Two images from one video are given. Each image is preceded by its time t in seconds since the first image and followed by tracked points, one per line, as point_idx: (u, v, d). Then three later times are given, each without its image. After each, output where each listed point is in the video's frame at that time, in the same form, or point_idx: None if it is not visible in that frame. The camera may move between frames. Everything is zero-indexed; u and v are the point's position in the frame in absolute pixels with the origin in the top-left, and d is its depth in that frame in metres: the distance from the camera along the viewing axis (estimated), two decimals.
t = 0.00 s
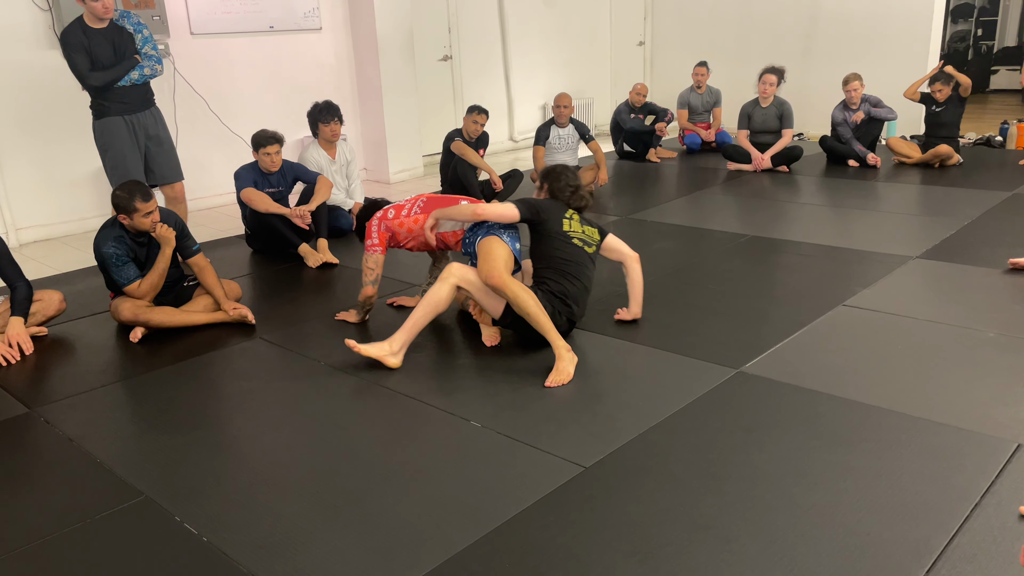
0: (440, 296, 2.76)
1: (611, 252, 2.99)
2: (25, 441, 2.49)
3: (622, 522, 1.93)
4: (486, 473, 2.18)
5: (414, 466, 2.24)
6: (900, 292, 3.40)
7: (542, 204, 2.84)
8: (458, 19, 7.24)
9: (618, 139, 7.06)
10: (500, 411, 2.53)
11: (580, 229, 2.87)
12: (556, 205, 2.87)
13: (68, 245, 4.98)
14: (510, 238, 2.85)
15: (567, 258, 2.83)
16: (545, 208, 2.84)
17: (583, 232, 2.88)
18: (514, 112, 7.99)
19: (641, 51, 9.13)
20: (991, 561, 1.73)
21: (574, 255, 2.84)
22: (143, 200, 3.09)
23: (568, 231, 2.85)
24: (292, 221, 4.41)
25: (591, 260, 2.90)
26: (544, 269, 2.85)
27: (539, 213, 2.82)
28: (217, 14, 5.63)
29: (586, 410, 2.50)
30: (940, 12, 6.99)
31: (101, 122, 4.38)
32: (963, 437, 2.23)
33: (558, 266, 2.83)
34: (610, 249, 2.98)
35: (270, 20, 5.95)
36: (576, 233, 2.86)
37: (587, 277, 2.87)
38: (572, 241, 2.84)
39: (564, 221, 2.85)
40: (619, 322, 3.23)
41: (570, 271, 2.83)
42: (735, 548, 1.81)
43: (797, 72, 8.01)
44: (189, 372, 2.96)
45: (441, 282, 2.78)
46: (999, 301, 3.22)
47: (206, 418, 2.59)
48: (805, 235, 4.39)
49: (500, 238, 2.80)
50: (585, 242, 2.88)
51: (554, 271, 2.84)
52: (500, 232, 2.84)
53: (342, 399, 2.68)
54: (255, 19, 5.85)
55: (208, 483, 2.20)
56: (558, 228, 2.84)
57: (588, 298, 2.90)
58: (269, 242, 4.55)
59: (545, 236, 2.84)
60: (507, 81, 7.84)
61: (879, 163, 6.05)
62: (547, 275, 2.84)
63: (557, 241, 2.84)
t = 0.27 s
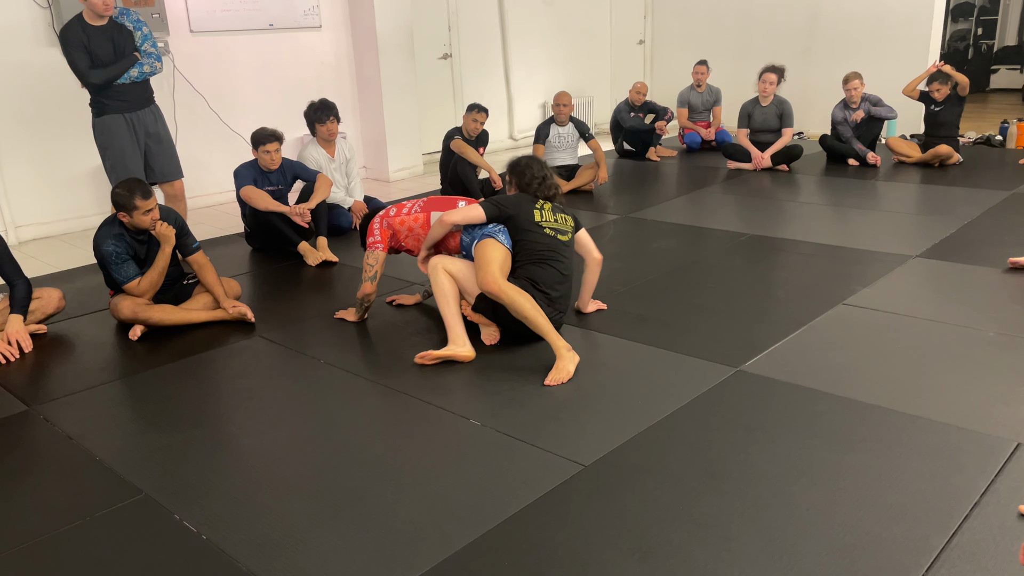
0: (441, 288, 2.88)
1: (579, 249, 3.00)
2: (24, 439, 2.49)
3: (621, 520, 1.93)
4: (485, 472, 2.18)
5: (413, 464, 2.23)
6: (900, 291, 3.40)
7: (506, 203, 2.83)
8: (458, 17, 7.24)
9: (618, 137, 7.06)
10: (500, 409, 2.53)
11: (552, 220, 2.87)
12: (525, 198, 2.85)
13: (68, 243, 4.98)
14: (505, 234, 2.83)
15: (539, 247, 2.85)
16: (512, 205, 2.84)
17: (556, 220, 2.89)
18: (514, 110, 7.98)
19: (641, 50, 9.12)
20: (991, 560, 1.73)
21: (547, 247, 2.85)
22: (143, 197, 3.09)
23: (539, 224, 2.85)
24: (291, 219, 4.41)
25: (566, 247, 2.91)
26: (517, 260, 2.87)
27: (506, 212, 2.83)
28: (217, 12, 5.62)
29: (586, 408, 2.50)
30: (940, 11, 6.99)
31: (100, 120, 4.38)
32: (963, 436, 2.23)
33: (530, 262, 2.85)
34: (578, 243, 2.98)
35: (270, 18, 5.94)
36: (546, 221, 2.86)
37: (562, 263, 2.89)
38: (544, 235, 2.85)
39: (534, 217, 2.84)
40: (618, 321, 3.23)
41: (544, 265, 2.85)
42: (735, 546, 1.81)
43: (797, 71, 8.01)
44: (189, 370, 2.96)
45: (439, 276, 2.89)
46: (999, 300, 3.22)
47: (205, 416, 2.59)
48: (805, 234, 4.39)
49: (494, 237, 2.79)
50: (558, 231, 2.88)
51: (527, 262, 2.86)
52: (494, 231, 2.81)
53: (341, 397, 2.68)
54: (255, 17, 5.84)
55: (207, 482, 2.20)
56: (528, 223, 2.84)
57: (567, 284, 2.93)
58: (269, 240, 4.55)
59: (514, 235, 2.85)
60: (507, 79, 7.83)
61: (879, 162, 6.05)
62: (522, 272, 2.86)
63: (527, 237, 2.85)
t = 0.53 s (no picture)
0: (439, 292, 2.92)
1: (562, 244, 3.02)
2: (23, 437, 2.49)
3: (620, 519, 1.93)
4: (484, 470, 2.18)
5: (412, 463, 2.23)
6: (900, 290, 3.40)
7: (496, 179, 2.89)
8: (458, 16, 7.23)
9: (618, 136, 7.06)
10: (499, 407, 2.53)
11: (540, 190, 2.91)
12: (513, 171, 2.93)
13: (67, 241, 4.98)
14: (495, 230, 2.84)
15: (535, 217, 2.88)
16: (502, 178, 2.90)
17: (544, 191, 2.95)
18: (514, 109, 7.98)
19: (641, 49, 9.11)
20: (990, 559, 1.73)
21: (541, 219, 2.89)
22: (143, 195, 3.08)
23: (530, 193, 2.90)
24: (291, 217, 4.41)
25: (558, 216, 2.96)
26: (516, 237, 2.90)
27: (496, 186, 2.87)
28: (216, 10, 5.62)
29: (585, 406, 2.50)
30: (940, 10, 6.99)
31: (99, 118, 4.37)
32: (962, 435, 2.23)
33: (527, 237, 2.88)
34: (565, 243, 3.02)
35: (270, 16, 5.93)
36: (536, 188, 2.92)
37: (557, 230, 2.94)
38: (534, 199, 2.88)
39: (523, 185, 2.89)
40: (617, 319, 3.23)
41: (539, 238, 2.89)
42: (734, 544, 1.82)
43: (796, 70, 8.01)
44: (188, 368, 2.96)
45: (437, 280, 2.94)
46: (999, 299, 3.22)
47: (204, 414, 2.59)
48: (804, 233, 4.39)
49: (483, 235, 2.82)
50: (550, 199, 2.94)
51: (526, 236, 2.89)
52: (481, 223, 2.83)
53: (341, 395, 2.68)
54: (254, 15, 5.84)
55: (207, 480, 2.20)
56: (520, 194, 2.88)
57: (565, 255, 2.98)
58: (269, 238, 4.55)
59: (506, 207, 2.86)
60: (507, 77, 7.83)
61: (879, 161, 6.07)
62: (519, 248, 2.90)
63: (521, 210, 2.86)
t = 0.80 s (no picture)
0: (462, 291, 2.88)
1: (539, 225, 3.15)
2: (23, 436, 2.49)
3: (619, 519, 1.93)
4: (484, 470, 2.18)
5: (411, 462, 2.24)
6: (899, 290, 3.40)
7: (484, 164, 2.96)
8: (458, 16, 7.23)
9: (618, 136, 7.06)
10: (499, 407, 2.53)
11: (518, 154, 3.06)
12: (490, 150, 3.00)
13: (67, 240, 4.98)
14: (476, 215, 2.85)
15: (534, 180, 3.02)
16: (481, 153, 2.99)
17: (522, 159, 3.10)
18: (513, 109, 7.98)
19: (641, 48, 9.10)
20: (989, 559, 1.73)
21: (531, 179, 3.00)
22: (143, 194, 3.08)
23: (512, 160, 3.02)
24: (291, 216, 4.41)
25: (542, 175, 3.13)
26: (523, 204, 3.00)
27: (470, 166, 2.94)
28: (216, 10, 5.62)
29: (584, 406, 2.51)
30: (939, 10, 6.99)
31: (99, 117, 4.37)
32: (961, 435, 2.23)
33: (529, 198, 2.99)
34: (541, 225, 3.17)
35: (270, 15, 5.94)
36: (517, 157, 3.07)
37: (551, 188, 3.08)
38: (519, 163, 3.04)
39: (506, 156, 3.01)
40: (616, 319, 3.23)
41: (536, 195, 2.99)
42: (733, 544, 1.82)
43: (796, 69, 8.01)
44: (187, 368, 2.96)
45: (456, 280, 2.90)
46: (998, 299, 3.22)
47: (204, 414, 2.59)
48: (804, 233, 4.39)
49: (466, 218, 2.83)
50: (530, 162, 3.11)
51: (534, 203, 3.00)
52: (464, 206, 2.86)
53: (340, 395, 2.68)
54: (254, 14, 5.84)
55: (207, 479, 2.20)
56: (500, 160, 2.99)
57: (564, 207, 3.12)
58: (268, 238, 4.55)
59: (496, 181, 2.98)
60: (507, 77, 7.83)
61: (879, 161, 6.07)
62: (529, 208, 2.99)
63: (506, 176, 2.99)
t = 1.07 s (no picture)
0: (499, 281, 2.91)
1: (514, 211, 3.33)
2: (23, 436, 2.49)
3: (619, 519, 1.93)
4: (484, 470, 2.18)
5: (412, 462, 2.23)
6: (900, 290, 3.39)
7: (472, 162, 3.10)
8: (458, 16, 7.23)
9: (618, 136, 7.06)
10: (499, 407, 2.53)
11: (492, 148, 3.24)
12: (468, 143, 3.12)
13: (67, 240, 4.98)
14: (441, 220, 3.00)
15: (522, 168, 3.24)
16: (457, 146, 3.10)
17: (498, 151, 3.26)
18: (514, 109, 7.98)
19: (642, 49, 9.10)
20: (990, 559, 1.73)
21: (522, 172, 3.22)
22: (144, 195, 3.08)
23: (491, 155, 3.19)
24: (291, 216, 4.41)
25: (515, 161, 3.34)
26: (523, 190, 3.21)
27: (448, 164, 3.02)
28: (217, 10, 5.62)
29: (585, 406, 2.50)
30: (940, 11, 6.99)
31: (99, 116, 4.38)
32: (962, 436, 2.23)
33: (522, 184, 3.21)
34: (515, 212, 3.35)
35: (271, 15, 5.93)
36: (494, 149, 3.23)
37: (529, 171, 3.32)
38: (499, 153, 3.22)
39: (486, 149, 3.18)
40: (617, 319, 3.23)
41: (529, 186, 3.21)
42: (734, 544, 1.82)
43: (797, 69, 8.01)
44: (188, 367, 2.96)
45: (485, 272, 2.92)
46: (998, 299, 3.22)
47: (204, 413, 2.59)
48: (804, 233, 4.39)
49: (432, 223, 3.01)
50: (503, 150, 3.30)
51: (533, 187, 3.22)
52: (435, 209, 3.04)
53: (341, 394, 2.68)
54: (254, 14, 5.84)
55: (208, 478, 2.20)
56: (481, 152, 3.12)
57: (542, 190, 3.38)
58: (269, 237, 4.55)
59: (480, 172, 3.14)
60: (507, 77, 7.82)
61: (879, 161, 6.06)
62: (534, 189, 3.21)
63: (490, 171, 3.16)
